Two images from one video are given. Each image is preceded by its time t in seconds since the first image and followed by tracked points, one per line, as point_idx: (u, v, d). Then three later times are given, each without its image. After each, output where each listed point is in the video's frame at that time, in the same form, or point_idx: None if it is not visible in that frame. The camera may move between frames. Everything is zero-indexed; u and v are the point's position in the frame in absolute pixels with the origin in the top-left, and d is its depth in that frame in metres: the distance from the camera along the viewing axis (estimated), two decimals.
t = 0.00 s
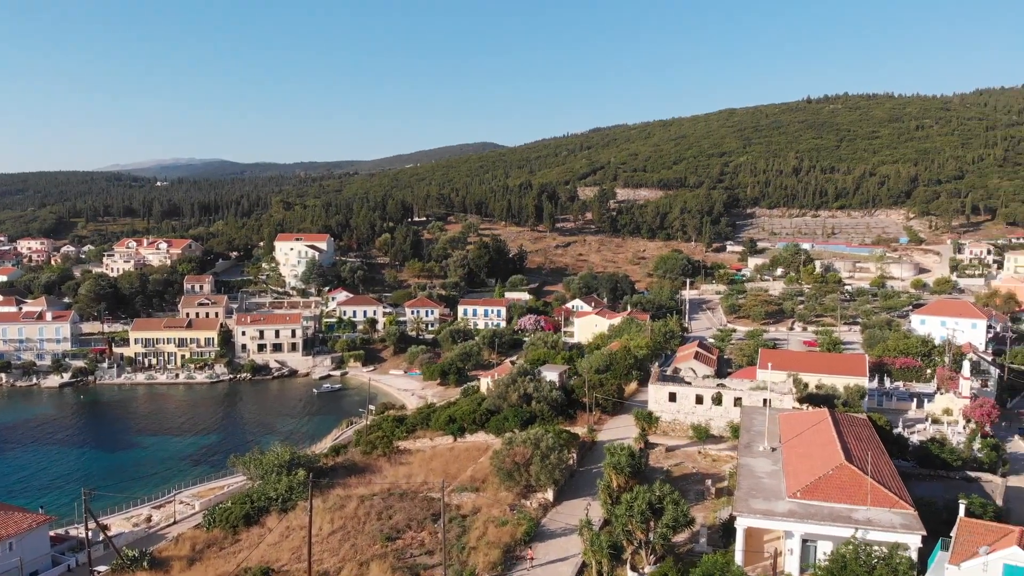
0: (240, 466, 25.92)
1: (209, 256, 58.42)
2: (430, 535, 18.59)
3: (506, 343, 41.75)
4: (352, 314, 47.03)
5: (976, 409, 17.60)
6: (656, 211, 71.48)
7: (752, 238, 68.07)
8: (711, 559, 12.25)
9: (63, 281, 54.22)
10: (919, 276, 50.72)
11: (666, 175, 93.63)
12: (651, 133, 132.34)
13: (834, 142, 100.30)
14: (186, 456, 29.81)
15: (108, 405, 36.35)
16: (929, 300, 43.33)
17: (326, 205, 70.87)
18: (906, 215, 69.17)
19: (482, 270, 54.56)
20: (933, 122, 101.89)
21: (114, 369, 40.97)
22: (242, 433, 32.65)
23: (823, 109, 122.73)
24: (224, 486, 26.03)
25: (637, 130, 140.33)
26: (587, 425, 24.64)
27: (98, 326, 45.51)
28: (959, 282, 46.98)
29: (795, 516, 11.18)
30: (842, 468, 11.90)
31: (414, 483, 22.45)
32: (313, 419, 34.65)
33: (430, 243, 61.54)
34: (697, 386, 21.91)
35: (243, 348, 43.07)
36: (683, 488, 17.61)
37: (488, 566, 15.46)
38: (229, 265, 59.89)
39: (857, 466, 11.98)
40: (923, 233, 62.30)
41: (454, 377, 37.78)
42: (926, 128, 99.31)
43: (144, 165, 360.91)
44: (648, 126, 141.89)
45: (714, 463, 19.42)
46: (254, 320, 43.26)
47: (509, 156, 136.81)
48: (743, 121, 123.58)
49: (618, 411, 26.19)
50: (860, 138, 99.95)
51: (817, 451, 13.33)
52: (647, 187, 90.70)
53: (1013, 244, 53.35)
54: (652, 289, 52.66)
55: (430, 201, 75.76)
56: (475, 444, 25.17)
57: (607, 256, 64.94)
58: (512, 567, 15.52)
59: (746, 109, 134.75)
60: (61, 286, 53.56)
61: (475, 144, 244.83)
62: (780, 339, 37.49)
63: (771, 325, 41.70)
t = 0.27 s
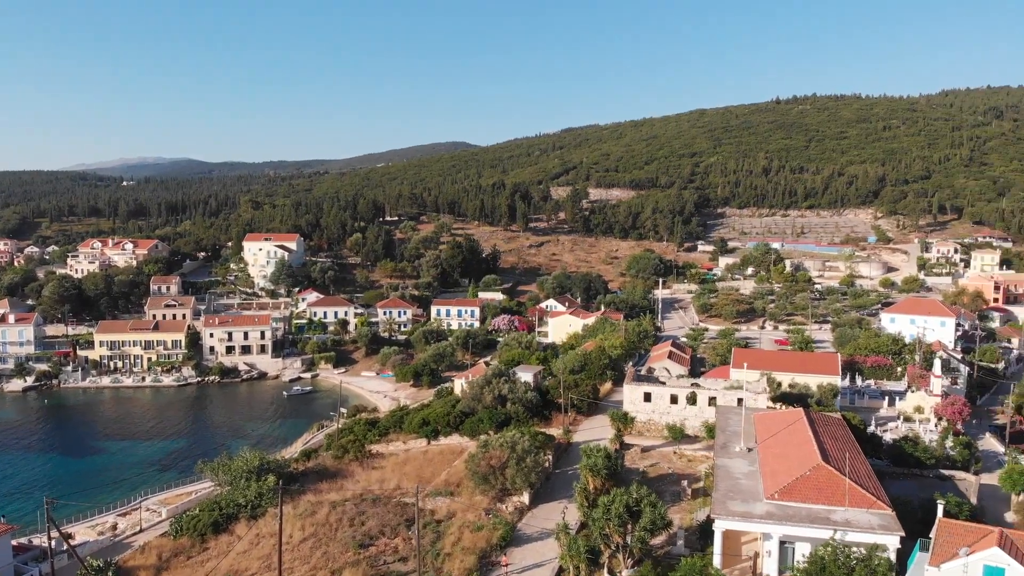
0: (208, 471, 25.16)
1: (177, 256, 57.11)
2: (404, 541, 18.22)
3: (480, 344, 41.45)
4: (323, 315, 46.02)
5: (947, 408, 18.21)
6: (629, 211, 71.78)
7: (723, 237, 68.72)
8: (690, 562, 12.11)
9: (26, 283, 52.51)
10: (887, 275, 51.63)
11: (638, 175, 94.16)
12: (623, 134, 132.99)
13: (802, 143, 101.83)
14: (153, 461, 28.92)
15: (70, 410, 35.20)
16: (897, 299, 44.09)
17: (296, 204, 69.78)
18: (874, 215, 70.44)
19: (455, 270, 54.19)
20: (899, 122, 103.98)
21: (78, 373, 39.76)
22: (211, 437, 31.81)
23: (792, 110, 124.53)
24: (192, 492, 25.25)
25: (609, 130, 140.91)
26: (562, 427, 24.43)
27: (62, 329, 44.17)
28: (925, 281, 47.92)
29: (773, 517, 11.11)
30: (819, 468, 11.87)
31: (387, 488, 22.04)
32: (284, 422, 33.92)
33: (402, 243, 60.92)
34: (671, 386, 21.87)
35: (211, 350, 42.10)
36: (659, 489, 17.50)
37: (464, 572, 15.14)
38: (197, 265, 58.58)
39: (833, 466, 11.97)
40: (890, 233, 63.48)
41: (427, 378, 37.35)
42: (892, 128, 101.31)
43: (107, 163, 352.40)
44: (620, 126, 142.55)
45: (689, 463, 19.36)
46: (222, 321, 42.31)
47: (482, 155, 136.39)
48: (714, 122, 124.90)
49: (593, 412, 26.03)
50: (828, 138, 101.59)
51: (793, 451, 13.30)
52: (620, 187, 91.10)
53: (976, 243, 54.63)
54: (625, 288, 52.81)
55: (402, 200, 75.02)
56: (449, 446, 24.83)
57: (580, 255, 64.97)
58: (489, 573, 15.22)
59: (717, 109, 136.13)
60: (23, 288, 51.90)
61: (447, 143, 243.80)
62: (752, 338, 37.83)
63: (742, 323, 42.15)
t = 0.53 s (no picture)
0: (175, 478, 24.36)
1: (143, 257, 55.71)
2: (377, 547, 17.83)
3: (454, 345, 41.10)
4: (293, 316, 45.31)
5: (919, 406, 18.64)
6: (601, 211, 71.95)
7: (695, 237, 69.28)
8: (669, 565, 11.96)
9: None
10: (855, 274, 52.47)
11: (610, 175, 94.55)
12: (595, 134, 133.44)
13: (772, 143, 103.15)
14: (118, 467, 28.02)
15: (31, 415, 34.00)
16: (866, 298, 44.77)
17: (265, 204, 68.58)
18: (842, 214, 71.60)
19: (428, 270, 53.74)
20: (867, 123, 105.88)
21: (41, 377, 38.54)
22: (179, 442, 30.95)
23: (761, 110, 126.13)
24: (159, 499, 24.43)
25: (581, 130, 141.29)
26: (537, 428, 24.22)
27: (24, 332, 42.82)
28: (893, 280, 48.76)
29: (751, 519, 11.03)
30: (796, 469, 11.85)
31: (360, 493, 21.60)
32: (254, 426, 33.15)
33: (374, 243, 60.23)
34: (646, 386, 21.80)
35: (178, 353, 41.06)
36: (636, 490, 17.40)
37: None
38: (163, 266, 57.20)
39: (811, 467, 11.97)
40: (858, 232, 64.54)
41: (400, 380, 36.82)
42: (858, 129, 103.16)
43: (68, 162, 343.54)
44: (592, 126, 143.02)
45: (665, 463, 19.31)
46: (190, 323, 41.30)
47: (454, 155, 135.77)
48: (685, 122, 126.04)
49: (568, 413, 25.87)
50: (797, 139, 103.05)
51: (771, 452, 13.25)
52: (592, 187, 91.35)
53: (942, 241, 55.77)
54: (598, 288, 52.88)
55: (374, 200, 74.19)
56: (423, 450, 24.45)
57: (553, 255, 64.93)
58: None
59: (688, 110, 137.30)
60: None
61: (419, 142, 242.46)
62: (724, 337, 38.11)
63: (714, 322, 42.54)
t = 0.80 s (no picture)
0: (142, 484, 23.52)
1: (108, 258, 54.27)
2: (350, 555, 17.42)
3: (427, 345, 40.70)
4: (262, 318, 44.46)
5: (893, 405, 19.40)
6: (574, 211, 72.00)
7: (667, 237, 69.72)
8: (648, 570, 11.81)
9: None
10: (825, 273, 53.25)
11: (582, 175, 94.77)
12: (568, 134, 133.66)
13: (743, 143, 104.33)
14: (83, 474, 27.11)
15: None
16: (836, 297, 45.39)
17: (234, 203, 67.29)
18: (812, 214, 72.65)
19: (401, 270, 53.23)
20: (835, 124, 107.63)
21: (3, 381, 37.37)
22: (146, 447, 30.07)
23: (732, 111, 127.52)
24: (125, 506, 23.57)
25: (554, 130, 141.46)
26: (513, 430, 23.94)
27: None
28: (862, 278, 49.54)
29: (730, 523, 10.93)
30: (775, 471, 11.80)
31: (332, 499, 21.15)
32: (224, 430, 32.34)
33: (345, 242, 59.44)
34: (622, 386, 21.68)
35: (145, 356, 39.99)
36: (613, 492, 17.27)
37: None
38: (129, 267, 55.76)
39: (789, 468, 11.93)
40: (828, 231, 65.54)
41: (372, 383, 36.19)
42: (827, 130, 104.84)
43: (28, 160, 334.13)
44: (564, 126, 143.26)
45: (641, 464, 19.23)
46: (157, 325, 40.30)
47: (426, 154, 134.91)
48: (656, 123, 126.92)
49: (544, 415, 25.65)
50: (767, 139, 104.36)
51: (748, 453, 13.17)
52: (565, 187, 91.45)
53: (909, 241, 56.87)
54: (572, 288, 52.87)
55: (345, 199, 73.28)
56: (397, 454, 24.06)
57: (526, 255, 64.78)
58: None
59: (659, 110, 138.23)
60: None
61: (391, 142, 240.67)
62: (698, 336, 38.33)
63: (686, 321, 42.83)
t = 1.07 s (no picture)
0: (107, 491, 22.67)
1: (72, 259, 52.75)
2: (322, 564, 16.99)
3: (400, 347, 40.20)
4: (231, 320, 43.51)
5: (866, 404, 20.05)
6: (547, 211, 71.93)
7: (639, 237, 70.03)
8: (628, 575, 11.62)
9: None
10: (795, 272, 53.94)
11: (555, 175, 94.83)
12: (540, 134, 133.71)
13: (713, 144, 105.37)
14: (46, 481, 26.15)
15: None
16: (806, 296, 45.95)
17: (201, 203, 65.88)
18: (782, 214, 73.61)
19: (373, 271, 52.59)
20: (804, 125, 109.27)
21: None
22: (111, 453, 29.13)
23: (702, 112, 128.77)
24: (90, 514, 22.70)
25: (526, 130, 141.40)
26: (488, 433, 23.65)
27: None
28: (831, 278, 50.27)
29: (711, 526, 10.80)
30: (754, 473, 11.72)
31: (304, 506, 20.65)
32: (192, 435, 31.48)
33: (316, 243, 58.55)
34: (598, 387, 21.53)
35: (110, 359, 38.76)
36: (589, 495, 17.09)
37: None
38: (94, 268, 54.23)
39: (768, 470, 11.87)
40: (798, 231, 66.45)
41: (344, 385, 35.51)
42: (796, 131, 106.40)
43: None
44: (537, 126, 143.31)
45: (618, 466, 19.09)
46: (122, 328, 39.10)
47: (398, 153, 133.84)
48: (628, 123, 127.66)
49: (519, 417, 25.39)
50: (736, 140, 105.58)
51: (727, 455, 13.09)
52: (538, 187, 91.41)
53: (877, 240, 57.87)
54: (545, 288, 52.77)
55: (315, 199, 72.27)
56: (370, 458, 23.60)
57: (500, 255, 64.50)
58: None
59: (631, 110, 139.01)
60: None
61: (362, 141, 238.54)
62: (671, 336, 38.46)
63: (659, 321, 42.99)
